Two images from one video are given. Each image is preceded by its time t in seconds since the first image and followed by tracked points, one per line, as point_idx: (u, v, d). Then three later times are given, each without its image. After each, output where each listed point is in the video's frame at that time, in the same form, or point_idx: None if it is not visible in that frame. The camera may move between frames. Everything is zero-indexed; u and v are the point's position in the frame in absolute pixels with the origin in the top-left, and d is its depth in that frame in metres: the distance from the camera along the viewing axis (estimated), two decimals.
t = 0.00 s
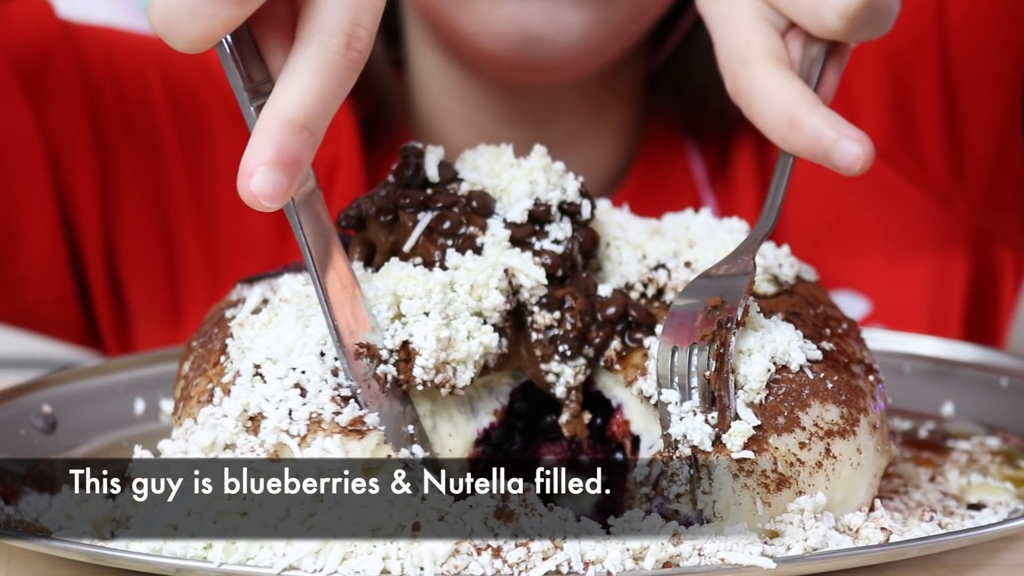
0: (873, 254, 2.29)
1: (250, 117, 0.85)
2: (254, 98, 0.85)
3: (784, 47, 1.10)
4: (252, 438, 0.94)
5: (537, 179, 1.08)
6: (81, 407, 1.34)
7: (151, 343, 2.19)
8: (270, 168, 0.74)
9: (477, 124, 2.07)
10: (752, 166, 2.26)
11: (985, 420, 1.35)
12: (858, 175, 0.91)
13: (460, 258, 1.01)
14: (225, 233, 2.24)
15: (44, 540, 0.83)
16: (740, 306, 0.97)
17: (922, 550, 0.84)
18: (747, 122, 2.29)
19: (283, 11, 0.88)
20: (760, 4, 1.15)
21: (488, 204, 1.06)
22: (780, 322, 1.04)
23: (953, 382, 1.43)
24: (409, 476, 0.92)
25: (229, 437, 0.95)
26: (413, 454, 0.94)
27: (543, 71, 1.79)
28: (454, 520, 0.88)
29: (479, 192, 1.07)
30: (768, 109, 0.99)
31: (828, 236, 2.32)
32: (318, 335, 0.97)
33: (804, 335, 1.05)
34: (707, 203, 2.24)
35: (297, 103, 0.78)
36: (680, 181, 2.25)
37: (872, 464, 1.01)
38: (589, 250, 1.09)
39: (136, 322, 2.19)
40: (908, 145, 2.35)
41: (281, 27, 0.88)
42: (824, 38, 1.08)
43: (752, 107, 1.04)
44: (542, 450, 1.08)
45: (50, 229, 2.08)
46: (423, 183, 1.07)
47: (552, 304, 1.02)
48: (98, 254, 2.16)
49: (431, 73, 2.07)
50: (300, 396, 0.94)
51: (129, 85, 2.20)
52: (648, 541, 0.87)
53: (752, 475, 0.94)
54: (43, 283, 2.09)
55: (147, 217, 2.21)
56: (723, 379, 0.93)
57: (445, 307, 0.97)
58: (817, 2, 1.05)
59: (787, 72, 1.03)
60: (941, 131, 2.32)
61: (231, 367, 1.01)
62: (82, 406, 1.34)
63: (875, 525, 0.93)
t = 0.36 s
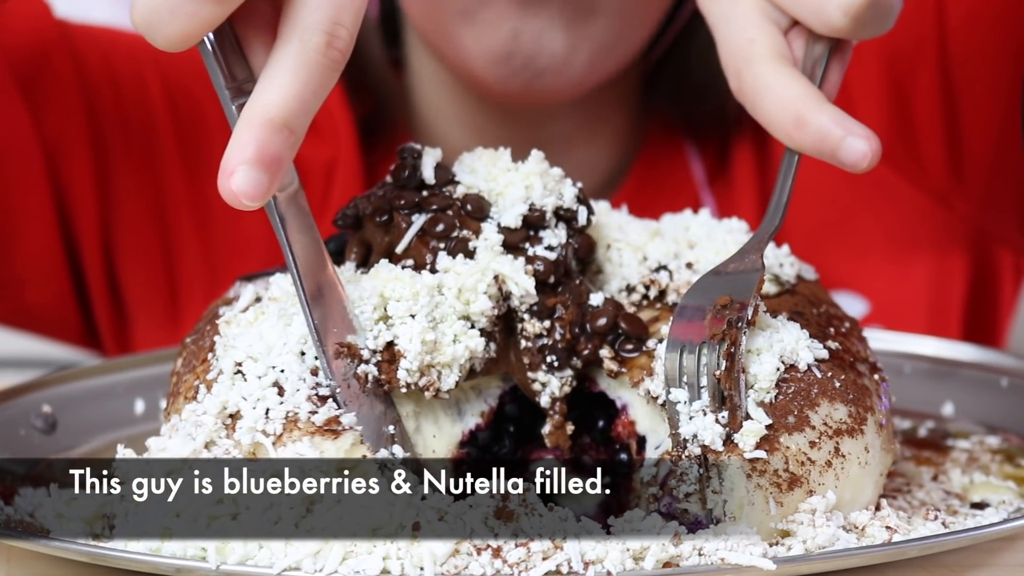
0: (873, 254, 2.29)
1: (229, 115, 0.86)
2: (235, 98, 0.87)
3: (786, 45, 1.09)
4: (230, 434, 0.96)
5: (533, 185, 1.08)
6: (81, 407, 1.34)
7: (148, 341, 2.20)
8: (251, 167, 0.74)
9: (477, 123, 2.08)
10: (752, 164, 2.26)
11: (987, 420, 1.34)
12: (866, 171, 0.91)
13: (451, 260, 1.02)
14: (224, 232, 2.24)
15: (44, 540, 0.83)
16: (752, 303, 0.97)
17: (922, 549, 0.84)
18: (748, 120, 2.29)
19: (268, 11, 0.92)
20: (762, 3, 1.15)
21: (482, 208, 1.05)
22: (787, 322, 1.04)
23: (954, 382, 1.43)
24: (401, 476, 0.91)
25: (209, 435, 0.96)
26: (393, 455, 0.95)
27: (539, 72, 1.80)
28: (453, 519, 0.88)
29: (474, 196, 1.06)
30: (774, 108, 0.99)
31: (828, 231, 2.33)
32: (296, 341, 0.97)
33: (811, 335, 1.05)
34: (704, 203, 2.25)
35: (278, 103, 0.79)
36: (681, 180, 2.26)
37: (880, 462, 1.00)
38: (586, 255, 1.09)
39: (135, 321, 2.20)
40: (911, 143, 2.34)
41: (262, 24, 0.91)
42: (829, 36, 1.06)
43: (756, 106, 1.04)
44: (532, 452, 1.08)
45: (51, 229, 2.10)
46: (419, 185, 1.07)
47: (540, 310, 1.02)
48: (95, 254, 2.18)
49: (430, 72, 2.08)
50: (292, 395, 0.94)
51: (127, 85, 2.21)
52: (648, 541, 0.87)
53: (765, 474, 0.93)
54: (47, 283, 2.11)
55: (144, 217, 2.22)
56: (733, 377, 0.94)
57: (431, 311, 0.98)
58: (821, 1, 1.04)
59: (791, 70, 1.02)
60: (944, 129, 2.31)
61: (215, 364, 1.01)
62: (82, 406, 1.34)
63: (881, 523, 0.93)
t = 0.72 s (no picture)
0: (871, 254, 2.30)
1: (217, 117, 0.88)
2: (223, 98, 0.88)
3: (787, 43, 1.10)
4: (219, 434, 0.95)
5: (531, 189, 1.07)
6: (81, 407, 1.34)
7: (146, 341, 2.19)
8: (237, 168, 0.74)
9: (473, 121, 2.09)
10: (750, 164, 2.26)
11: (987, 420, 1.34)
12: (863, 171, 0.91)
13: (445, 263, 1.02)
14: (222, 233, 2.24)
15: (44, 540, 0.83)
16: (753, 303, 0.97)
17: (922, 549, 0.84)
18: (746, 121, 2.29)
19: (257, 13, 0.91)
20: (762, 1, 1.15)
21: (479, 211, 1.05)
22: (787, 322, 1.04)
23: (954, 382, 1.43)
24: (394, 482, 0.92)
25: (199, 434, 0.95)
26: (384, 456, 0.94)
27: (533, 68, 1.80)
28: (453, 519, 0.88)
29: (471, 199, 1.06)
30: (775, 106, 0.99)
31: (826, 232, 2.33)
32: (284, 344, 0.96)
33: (811, 334, 1.05)
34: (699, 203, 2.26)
35: (264, 104, 0.79)
36: (679, 181, 2.26)
37: (881, 461, 1.00)
38: (582, 261, 1.08)
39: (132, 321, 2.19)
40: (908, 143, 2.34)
41: (249, 25, 0.91)
42: (829, 34, 1.06)
43: (756, 105, 1.04)
44: (528, 455, 1.07)
45: (48, 229, 2.09)
46: (417, 186, 1.07)
47: (534, 316, 1.01)
48: (93, 255, 2.17)
49: (428, 71, 2.09)
50: (287, 397, 0.94)
51: (123, 86, 2.21)
52: (648, 541, 0.87)
53: (767, 474, 0.93)
54: (44, 283, 2.11)
55: (141, 217, 2.21)
56: (734, 378, 0.94)
57: (424, 316, 0.97)
58: None
59: (791, 69, 1.02)
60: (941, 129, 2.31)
61: (208, 363, 1.01)
62: (81, 406, 1.34)
63: (883, 522, 0.93)
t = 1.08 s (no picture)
0: (872, 254, 2.29)
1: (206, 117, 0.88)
2: (212, 99, 0.89)
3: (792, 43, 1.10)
4: (206, 434, 0.95)
5: (530, 194, 1.06)
6: (80, 407, 1.34)
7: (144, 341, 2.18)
8: (225, 168, 0.74)
9: (474, 125, 2.10)
10: (750, 164, 2.26)
11: (987, 420, 1.35)
12: (870, 171, 0.91)
13: (440, 266, 1.01)
14: (219, 233, 2.24)
15: (44, 540, 0.82)
16: (758, 301, 0.97)
17: (922, 549, 0.84)
18: (745, 121, 2.29)
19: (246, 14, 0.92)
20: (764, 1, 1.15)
21: (477, 213, 1.05)
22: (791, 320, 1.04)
23: (954, 382, 1.43)
24: (381, 484, 0.95)
25: (188, 433, 0.96)
26: (372, 457, 0.95)
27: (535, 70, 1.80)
28: (454, 519, 0.88)
29: (469, 201, 1.06)
30: (780, 105, 0.98)
31: (826, 232, 2.32)
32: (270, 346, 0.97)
33: (815, 333, 1.05)
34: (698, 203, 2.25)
35: (252, 104, 0.78)
36: (678, 181, 2.26)
37: (884, 460, 1.00)
38: (580, 267, 1.08)
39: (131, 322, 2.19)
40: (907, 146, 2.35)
41: (239, 27, 0.91)
42: (833, 34, 1.06)
43: (759, 104, 1.03)
44: (522, 458, 1.07)
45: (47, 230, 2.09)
46: (415, 188, 1.08)
47: (532, 319, 1.01)
48: (91, 256, 2.17)
49: (428, 72, 2.09)
50: (278, 396, 0.94)
51: (121, 88, 2.21)
52: (649, 541, 0.86)
53: (772, 472, 0.93)
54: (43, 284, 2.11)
55: (139, 218, 2.21)
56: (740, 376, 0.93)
57: (418, 319, 0.97)
58: None
59: (796, 68, 1.02)
60: (941, 130, 2.31)
61: (199, 362, 1.02)
62: (81, 406, 1.34)
63: (886, 522, 0.93)
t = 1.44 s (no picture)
0: (871, 254, 2.29)
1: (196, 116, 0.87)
2: (200, 99, 0.87)
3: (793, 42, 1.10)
4: (194, 433, 0.97)
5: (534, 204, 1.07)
6: (81, 408, 1.34)
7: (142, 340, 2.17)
8: (213, 168, 0.74)
9: (473, 119, 2.09)
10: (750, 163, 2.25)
11: (988, 420, 1.35)
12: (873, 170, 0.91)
13: (434, 267, 1.02)
14: (218, 232, 2.24)
15: (44, 540, 0.82)
16: (761, 302, 0.97)
17: (921, 550, 0.84)
18: (744, 120, 2.29)
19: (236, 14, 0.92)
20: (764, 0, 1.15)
21: (473, 216, 1.05)
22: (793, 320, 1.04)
23: (954, 382, 1.43)
24: (369, 484, 0.96)
25: (177, 433, 0.98)
26: (360, 457, 0.96)
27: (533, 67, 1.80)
28: (454, 519, 0.87)
29: (466, 204, 1.06)
30: (781, 106, 0.98)
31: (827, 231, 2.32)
32: (256, 349, 0.99)
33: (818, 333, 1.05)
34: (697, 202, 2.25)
35: (240, 103, 0.78)
36: (675, 181, 2.26)
37: (887, 459, 1.01)
38: (576, 273, 1.08)
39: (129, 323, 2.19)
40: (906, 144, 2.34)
41: (228, 28, 0.92)
42: (836, 33, 1.06)
43: (764, 103, 1.03)
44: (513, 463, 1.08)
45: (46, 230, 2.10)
46: (413, 189, 1.08)
47: (526, 322, 1.02)
48: (88, 257, 2.16)
49: (427, 68, 2.09)
50: (265, 395, 0.96)
51: (119, 90, 2.21)
52: (650, 540, 0.86)
53: (777, 471, 0.93)
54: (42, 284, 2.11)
55: (137, 218, 2.21)
56: (745, 376, 0.93)
57: (410, 322, 0.98)
58: None
59: (798, 67, 1.02)
60: (940, 130, 2.31)
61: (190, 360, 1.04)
62: (81, 407, 1.34)
63: (888, 521, 0.93)
